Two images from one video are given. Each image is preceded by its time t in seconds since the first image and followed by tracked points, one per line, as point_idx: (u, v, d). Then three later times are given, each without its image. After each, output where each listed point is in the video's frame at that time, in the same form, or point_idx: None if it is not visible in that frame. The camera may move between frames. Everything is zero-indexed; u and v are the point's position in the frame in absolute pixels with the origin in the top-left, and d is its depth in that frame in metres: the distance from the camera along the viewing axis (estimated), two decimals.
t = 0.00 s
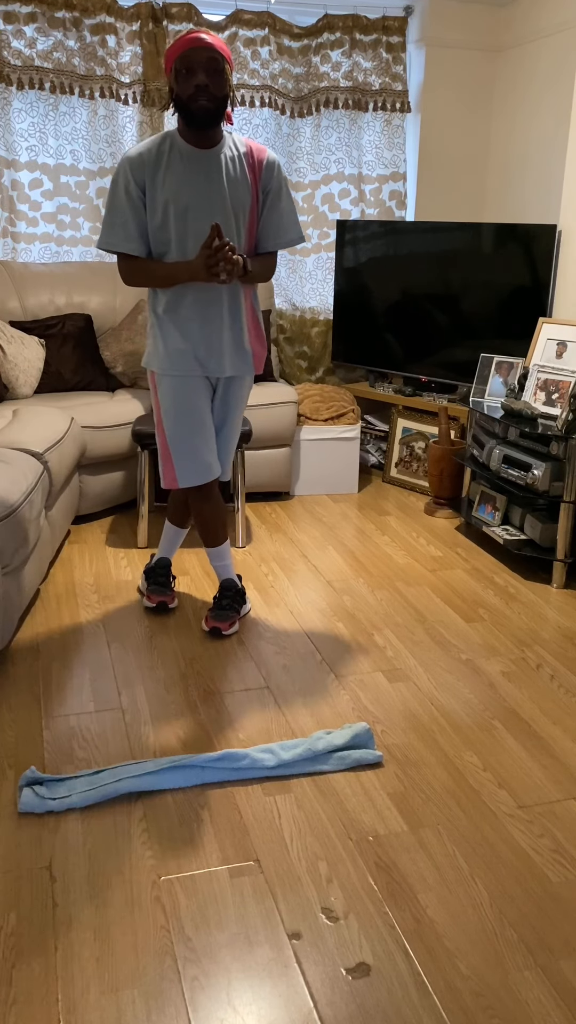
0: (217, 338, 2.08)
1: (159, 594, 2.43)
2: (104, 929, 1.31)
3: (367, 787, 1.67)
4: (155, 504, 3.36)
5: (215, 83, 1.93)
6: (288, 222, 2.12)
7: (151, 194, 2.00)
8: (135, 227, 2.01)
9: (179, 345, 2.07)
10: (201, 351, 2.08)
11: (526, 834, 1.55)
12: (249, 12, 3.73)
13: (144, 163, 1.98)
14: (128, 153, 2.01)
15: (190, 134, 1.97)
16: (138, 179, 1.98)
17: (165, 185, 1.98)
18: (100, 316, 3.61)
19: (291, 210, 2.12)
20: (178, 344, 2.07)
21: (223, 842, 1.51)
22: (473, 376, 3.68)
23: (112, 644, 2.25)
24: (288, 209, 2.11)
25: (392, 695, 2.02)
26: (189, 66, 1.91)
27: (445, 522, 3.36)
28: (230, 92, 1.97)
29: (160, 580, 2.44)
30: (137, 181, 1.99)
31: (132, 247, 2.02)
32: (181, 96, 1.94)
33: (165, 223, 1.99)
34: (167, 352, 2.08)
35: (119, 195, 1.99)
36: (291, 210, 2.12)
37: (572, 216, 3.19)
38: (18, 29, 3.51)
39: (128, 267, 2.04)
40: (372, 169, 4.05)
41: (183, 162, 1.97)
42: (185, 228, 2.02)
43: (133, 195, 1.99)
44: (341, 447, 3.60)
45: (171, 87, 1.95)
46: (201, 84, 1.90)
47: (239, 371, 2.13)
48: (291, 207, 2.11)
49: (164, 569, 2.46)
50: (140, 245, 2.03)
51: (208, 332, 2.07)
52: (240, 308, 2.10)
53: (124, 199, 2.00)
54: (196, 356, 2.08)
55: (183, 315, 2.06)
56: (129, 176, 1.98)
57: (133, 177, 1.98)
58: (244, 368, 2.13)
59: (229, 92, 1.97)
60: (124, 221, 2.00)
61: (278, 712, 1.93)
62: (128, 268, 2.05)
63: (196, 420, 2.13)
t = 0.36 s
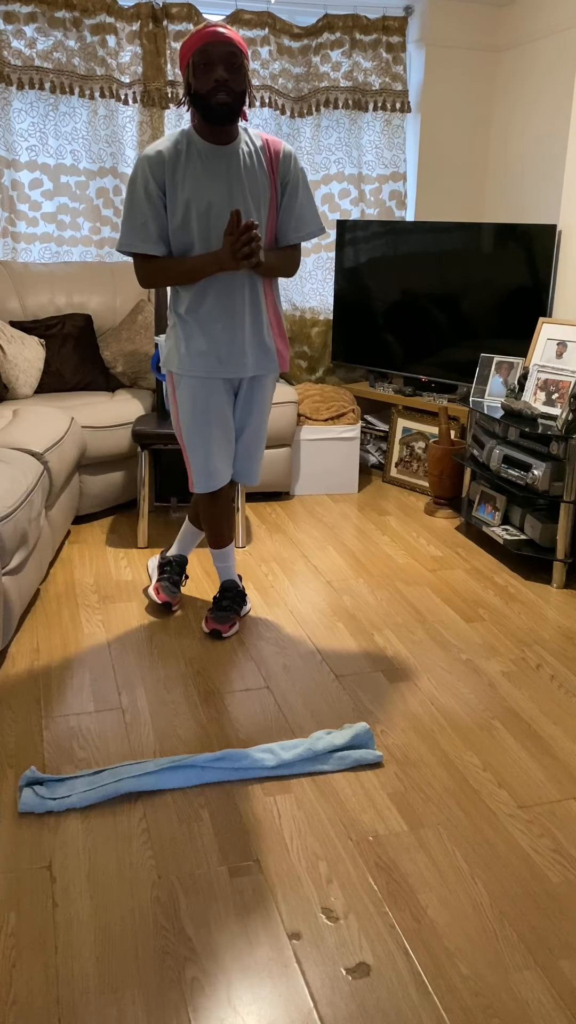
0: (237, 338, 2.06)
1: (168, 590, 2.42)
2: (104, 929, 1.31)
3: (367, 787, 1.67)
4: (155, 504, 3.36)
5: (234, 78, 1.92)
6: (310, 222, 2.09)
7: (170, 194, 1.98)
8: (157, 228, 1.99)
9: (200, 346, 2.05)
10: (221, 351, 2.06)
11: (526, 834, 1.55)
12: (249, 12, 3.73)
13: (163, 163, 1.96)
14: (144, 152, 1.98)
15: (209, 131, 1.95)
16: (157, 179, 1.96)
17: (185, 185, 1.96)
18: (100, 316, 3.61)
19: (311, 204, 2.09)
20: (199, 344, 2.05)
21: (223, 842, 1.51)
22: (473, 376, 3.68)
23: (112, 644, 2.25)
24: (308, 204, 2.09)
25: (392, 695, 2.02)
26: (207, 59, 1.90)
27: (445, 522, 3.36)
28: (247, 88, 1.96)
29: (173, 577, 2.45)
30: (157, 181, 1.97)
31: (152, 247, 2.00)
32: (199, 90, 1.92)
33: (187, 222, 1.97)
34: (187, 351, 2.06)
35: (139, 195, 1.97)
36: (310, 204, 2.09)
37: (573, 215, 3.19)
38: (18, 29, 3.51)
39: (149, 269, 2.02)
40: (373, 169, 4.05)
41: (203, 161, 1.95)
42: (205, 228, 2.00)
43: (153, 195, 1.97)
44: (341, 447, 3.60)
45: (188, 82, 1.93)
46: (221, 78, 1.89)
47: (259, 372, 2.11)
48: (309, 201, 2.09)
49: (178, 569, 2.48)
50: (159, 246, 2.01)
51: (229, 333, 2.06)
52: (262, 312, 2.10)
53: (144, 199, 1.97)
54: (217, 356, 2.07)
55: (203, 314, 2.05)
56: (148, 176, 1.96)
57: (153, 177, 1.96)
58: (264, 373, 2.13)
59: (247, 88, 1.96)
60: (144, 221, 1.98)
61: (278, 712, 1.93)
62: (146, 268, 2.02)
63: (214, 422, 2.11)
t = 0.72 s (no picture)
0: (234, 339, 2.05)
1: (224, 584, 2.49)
2: (104, 929, 1.31)
3: (367, 787, 1.67)
4: (155, 504, 3.36)
5: (241, 77, 1.92)
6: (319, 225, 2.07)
7: (174, 194, 1.98)
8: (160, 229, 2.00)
9: (198, 346, 2.05)
10: (218, 352, 2.05)
11: (526, 834, 1.55)
12: (249, 12, 3.73)
13: (167, 162, 1.96)
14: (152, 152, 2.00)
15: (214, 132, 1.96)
16: (161, 178, 1.97)
17: (187, 185, 1.97)
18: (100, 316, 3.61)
19: (319, 205, 2.06)
20: (197, 344, 2.05)
21: (223, 842, 1.51)
22: (473, 376, 3.68)
23: (112, 644, 2.25)
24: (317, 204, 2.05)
25: (392, 695, 2.02)
26: (215, 58, 1.90)
27: (445, 522, 3.36)
28: (254, 89, 1.96)
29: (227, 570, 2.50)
30: (160, 180, 1.98)
31: (155, 244, 2.00)
32: (205, 90, 1.92)
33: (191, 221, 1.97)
34: (185, 350, 2.07)
35: (142, 191, 1.98)
36: (318, 204, 2.06)
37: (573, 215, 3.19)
38: (18, 29, 3.51)
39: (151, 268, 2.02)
40: (373, 169, 4.05)
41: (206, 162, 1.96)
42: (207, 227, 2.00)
43: (156, 192, 1.98)
44: (341, 447, 3.60)
45: (195, 82, 1.94)
46: (227, 78, 1.89)
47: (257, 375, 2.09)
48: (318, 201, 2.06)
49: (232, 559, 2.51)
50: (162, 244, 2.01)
51: (226, 335, 2.05)
52: (265, 312, 2.07)
53: (147, 196, 1.98)
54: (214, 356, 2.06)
55: (202, 315, 2.05)
56: (151, 174, 1.97)
57: (157, 176, 1.97)
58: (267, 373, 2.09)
59: (254, 89, 1.96)
60: (148, 220, 1.99)
61: (279, 712, 1.93)
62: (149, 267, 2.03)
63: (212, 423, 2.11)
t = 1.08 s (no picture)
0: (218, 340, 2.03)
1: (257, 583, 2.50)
2: (104, 929, 1.31)
3: (367, 787, 1.67)
4: (155, 504, 3.36)
5: (248, 84, 1.93)
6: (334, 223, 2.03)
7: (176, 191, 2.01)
8: (161, 219, 2.00)
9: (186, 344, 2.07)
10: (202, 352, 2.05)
11: (526, 834, 1.55)
12: (249, 12, 3.73)
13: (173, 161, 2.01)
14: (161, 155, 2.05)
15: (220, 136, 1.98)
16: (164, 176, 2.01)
17: (189, 184, 1.99)
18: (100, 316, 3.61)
19: (331, 205, 2.03)
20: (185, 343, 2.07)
21: (223, 842, 1.51)
22: (473, 376, 3.68)
23: (112, 644, 2.25)
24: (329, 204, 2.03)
25: (392, 695, 2.02)
26: (222, 64, 1.91)
27: (445, 522, 3.36)
28: (261, 95, 1.97)
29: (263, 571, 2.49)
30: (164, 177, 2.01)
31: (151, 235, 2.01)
32: (212, 95, 1.93)
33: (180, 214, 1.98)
34: (176, 347, 2.09)
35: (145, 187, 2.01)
36: (331, 203, 2.03)
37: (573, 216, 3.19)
38: (18, 29, 3.51)
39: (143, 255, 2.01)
40: (373, 169, 4.05)
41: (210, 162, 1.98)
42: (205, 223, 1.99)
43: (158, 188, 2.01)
44: (340, 447, 3.60)
45: (203, 86, 1.95)
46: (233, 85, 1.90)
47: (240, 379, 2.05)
48: (330, 201, 2.03)
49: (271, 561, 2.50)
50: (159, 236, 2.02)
51: (211, 335, 2.04)
52: (254, 312, 2.02)
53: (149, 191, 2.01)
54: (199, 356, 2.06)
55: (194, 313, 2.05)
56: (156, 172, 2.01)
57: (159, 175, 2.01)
58: (252, 372, 2.04)
59: (261, 95, 1.97)
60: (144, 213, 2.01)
61: (278, 712, 1.93)
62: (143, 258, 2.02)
63: (197, 421, 2.11)
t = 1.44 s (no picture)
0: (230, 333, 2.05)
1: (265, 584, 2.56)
2: (104, 929, 1.31)
3: (368, 788, 1.67)
4: (155, 504, 3.36)
5: (264, 82, 1.93)
6: (345, 223, 2.02)
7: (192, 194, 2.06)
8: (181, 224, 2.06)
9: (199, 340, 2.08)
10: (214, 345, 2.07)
11: (526, 834, 1.55)
12: (249, 12, 3.73)
13: (187, 166, 2.06)
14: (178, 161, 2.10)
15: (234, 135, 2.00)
16: (181, 181, 2.06)
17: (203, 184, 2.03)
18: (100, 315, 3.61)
19: (341, 203, 2.03)
20: (198, 337, 2.08)
21: (223, 842, 1.51)
22: (473, 376, 3.67)
23: (112, 644, 2.25)
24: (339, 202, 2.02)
25: (392, 695, 2.02)
26: (238, 63, 1.92)
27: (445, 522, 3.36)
28: (277, 95, 1.97)
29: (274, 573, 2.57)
30: (180, 182, 2.07)
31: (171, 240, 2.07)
32: (228, 94, 1.94)
33: (193, 218, 2.02)
34: (190, 342, 2.11)
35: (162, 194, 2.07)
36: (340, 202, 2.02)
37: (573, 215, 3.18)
38: (18, 29, 3.51)
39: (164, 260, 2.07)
40: (373, 169, 4.04)
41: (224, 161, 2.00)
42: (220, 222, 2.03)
43: (174, 194, 2.07)
44: (340, 447, 3.60)
45: (219, 84, 1.96)
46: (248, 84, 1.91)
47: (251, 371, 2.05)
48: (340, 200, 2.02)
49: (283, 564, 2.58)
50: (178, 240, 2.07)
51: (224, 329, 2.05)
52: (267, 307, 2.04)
53: (167, 198, 2.07)
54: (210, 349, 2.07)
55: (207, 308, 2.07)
56: (172, 179, 2.07)
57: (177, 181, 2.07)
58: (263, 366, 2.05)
59: (277, 93, 1.97)
60: (166, 220, 2.07)
61: (279, 712, 1.93)
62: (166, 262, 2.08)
63: (208, 414, 2.11)
